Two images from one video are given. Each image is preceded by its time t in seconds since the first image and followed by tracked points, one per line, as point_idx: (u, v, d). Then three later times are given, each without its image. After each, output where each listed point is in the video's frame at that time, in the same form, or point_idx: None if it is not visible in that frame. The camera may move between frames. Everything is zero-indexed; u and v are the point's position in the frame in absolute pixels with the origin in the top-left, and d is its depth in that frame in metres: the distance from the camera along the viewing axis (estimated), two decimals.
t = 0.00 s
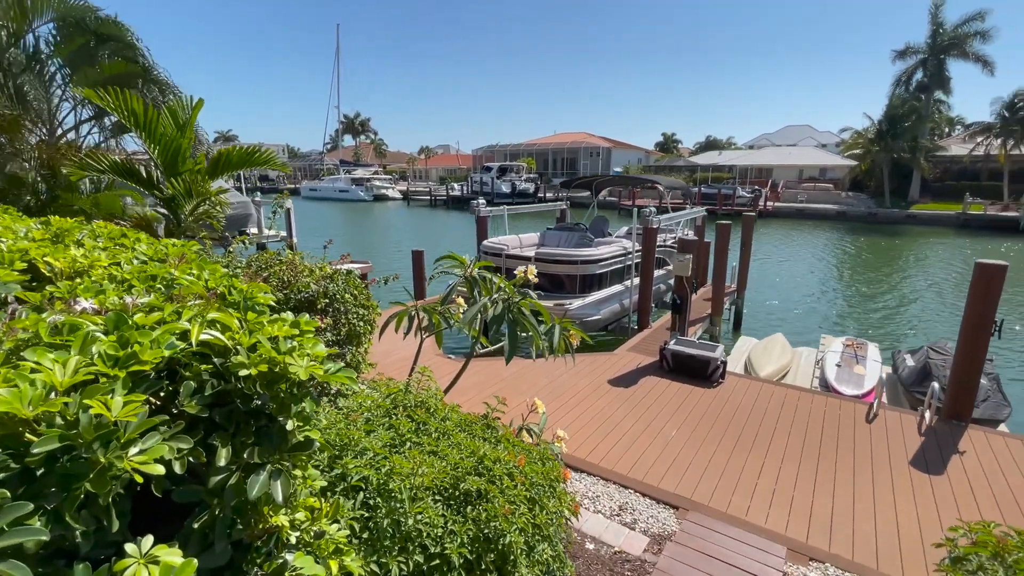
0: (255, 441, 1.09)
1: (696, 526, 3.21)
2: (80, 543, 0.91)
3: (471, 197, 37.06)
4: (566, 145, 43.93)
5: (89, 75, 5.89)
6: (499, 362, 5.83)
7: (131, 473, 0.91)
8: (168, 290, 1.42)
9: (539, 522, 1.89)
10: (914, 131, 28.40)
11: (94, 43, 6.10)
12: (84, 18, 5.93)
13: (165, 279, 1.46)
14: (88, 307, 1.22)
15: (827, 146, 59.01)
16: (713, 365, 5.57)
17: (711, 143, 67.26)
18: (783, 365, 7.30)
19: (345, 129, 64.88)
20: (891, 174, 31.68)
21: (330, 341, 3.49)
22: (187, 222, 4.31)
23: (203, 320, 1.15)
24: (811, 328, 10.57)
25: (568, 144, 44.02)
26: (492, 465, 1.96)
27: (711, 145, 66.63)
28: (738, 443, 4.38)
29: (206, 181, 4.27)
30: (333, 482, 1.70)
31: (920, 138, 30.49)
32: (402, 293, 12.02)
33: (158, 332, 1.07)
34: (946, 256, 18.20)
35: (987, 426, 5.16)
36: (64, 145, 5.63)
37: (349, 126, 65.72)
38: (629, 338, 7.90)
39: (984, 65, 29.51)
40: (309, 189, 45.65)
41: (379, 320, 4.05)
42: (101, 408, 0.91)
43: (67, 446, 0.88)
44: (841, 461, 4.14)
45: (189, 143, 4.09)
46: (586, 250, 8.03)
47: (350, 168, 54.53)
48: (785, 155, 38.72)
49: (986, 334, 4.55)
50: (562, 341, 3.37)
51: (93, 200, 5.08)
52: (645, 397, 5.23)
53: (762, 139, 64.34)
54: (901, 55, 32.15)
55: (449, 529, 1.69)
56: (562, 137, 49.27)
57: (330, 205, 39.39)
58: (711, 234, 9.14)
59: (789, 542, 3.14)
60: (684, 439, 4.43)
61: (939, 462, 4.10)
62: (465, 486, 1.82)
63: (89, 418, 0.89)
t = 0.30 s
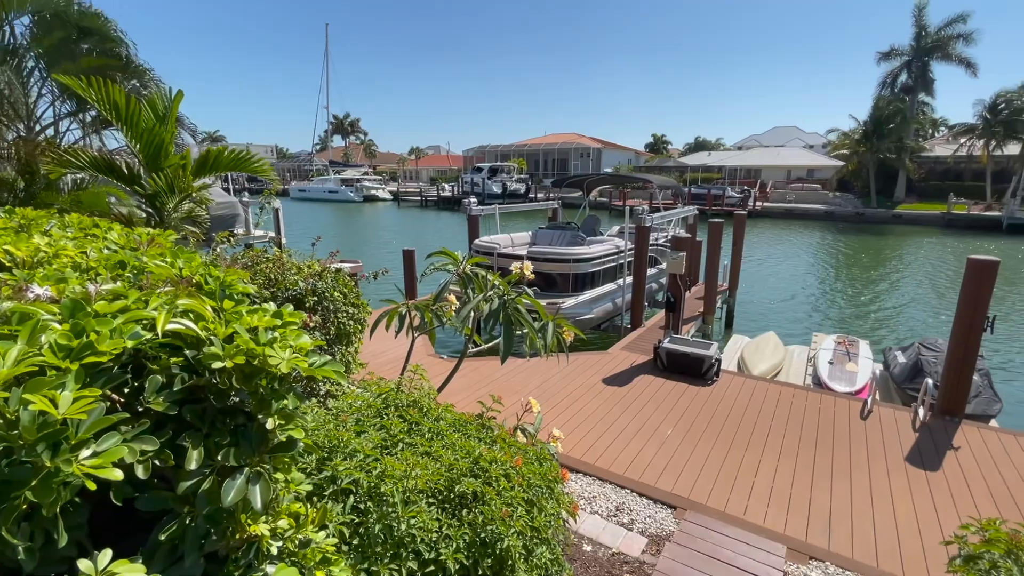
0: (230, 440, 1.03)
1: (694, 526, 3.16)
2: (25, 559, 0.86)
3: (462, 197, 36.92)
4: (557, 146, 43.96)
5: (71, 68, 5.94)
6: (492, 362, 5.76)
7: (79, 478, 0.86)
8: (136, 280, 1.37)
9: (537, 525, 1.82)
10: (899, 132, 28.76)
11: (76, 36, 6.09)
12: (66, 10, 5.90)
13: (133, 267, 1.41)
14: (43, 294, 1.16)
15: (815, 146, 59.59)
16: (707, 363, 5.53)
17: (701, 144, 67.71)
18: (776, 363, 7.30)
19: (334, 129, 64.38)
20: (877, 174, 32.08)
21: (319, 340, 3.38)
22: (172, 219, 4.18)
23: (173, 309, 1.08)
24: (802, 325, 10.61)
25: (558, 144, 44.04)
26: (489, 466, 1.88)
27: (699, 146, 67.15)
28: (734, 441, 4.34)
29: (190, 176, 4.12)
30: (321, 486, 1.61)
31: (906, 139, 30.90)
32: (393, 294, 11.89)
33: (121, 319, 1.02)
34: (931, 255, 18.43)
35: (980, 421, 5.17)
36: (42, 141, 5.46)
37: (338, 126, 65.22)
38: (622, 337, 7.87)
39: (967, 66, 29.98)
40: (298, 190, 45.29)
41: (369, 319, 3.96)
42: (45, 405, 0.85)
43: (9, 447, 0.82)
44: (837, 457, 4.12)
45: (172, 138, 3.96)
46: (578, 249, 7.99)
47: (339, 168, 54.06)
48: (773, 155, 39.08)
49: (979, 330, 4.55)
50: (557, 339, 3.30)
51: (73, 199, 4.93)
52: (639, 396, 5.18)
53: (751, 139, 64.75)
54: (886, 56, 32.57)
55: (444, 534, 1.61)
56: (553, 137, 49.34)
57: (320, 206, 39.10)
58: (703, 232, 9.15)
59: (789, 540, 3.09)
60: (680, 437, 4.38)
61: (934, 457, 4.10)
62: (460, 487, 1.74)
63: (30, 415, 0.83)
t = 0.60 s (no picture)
0: (191, 447, 1.06)
1: (691, 526, 3.09)
2: None
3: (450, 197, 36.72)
4: (545, 146, 43.96)
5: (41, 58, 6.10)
6: (482, 361, 5.66)
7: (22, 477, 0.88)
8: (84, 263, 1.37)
9: (534, 531, 1.71)
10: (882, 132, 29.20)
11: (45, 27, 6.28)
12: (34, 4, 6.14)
13: (82, 250, 1.42)
14: None
15: (798, 147, 60.36)
16: (700, 361, 5.48)
17: (687, 145, 68.27)
18: (766, 360, 7.29)
19: (320, 130, 63.71)
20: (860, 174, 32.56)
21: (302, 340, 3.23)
22: (148, 214, 4.00)
23: (118, 291, 1.10)
24: (791, 323, 10.64)
25: (546, 145, 44.04)
26: (482, 468, 1.77)
27: (686, 147, 67.62)
28: (727, 438, 4.29)
29: (167, 171, 3.95)
30: (302, 493, 1.51)
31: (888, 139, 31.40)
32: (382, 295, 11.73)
33: (97, 318, 1.05)
34: (914, 253, 18.71)
35: (970, 416, 5.18)
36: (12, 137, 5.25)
37: (324, 126, 64.56)
38: (613, 335, 7.83)
39: (946, 68, 30.53)
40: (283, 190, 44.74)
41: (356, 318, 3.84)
42: None
43: None
44: (831, 453, 4.09)
45: (147, 130, 3.79)
46: (569, 246, 7.94)
47: (326, 168, 53.47)
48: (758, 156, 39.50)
49: (970, 324, 4.55)
50: (550, 337, 3.21)
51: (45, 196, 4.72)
52: (631, 394, 5.12)
53: (736, 140, 65.30)
54: (868, 58, 33.07)
55: (436, 542, 1.51)
56: (541, 137, 49.37)
57: (306, 206, 38.65)
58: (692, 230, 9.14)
59: (789, 540, 3.03)
60: (674, 436, 4.31)
61: (927, 452, 4.08)
62: (452, 492, 1.63)
63: None
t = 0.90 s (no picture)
0: (106, 476, 1.02)
1: (683, 528, 3.03)
2: None
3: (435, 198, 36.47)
4: (530, 147, 43.95)
5: None
6: (469, 363, 5.56)
7: None
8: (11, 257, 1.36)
9: (525, 542, 1.61)
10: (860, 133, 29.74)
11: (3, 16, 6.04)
12: None
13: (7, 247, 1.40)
14: None
15: (779, 148, 61.33)
16: (688, 360, 5.44)
17: (671, 146, 68.86)
18: (753, 358, 7.29)
19: (303, 130, 62.89)
20: (839, 174, 33.15)
21: (279, 342, 3.09)
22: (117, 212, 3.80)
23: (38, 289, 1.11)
24: (776, 322, 10.71)
25: (532, 145, 44.04)
26: (469, 477, 1.67)
27: (669, 148, 68.38)
28: (718, 437, 4.24)
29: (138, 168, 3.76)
30: (273, 510, 1.39)
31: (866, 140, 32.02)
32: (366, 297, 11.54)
33: None
34: (892, 251, 19.07)
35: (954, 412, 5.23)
36: None
37: (307, 126, 63.70)
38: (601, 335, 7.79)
39: (921, 71, 31.22)
40: (265, 191, 44.02)
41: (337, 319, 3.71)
42: None
43: None
44: (821, 450, 4.06)
45: (115, 123, 3.59)
46: (555, 245, 7.87)
47: (308, 169, 52.70)
48: (741, 156, 39.98)
49: (955, 320, 4.56)
50: (538, 336, 3.11)
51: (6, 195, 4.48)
52: (620, 394, 5.06)
53: (719, 142, 66.13)
54: (846, 61, 33.67)
55: (420, 559, 1.40)
56: (526, 137, 49.33)
57: (288, 208, 38.08)
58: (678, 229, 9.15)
59: (783, 541, 2.98)
60: (665, 436, 4.24)
61: (916, 448, 4.07)
62: (437, 504, 1.52)
63: None
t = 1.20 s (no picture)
0: None
1: (669, 533, 2.98)
2: None
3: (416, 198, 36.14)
4: (511, 147, 43.88)
5: None
6: (450, 366, 5.46)
7: None
8: None
9: (508, 558, 1.53)
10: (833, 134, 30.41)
11: None
12: None
13: None
14: None
15: (754, 148, 62.60)
16: (671, 360, 5.42)
17: (650, 147, 69.50)
18: (735, 356, 7.34)
19: (280, 129, 61.73)
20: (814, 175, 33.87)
21: (249, 349, 2.96)
22: (75, 210, 3.63)
23: None
24: (755, 320, 10.84)
25: (512, 146, 43.98)
26: (448, 490, 1.58)
27: (648, 149, 69.06)
28: (701, 438, 4.22)
29: (97, 164, 3.58)
30: (234, 535, 1.28)
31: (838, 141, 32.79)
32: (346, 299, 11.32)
33: None
34: (865, 249, 19.54)
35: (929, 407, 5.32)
36: None
37: (284, 126, 62.54)
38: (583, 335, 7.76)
39: (890, 74, 32.09)
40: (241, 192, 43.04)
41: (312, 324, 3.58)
42: None
43: None
44: (803, 449, 4.07)
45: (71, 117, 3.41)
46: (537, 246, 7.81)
47: (285, 169, 51.69)
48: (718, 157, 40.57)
49: (931, 317, 4.63)
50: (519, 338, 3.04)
51: None
52: (603, 396, 5.01)
53: (697, 142, 67.00)
54: (819, 64, 34.42)
55: None
56: (507, 138, 49.27)
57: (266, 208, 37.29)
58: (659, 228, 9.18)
59: (769, 543, 2.95)
60: (649, 438, 4.20)
61: (895, 445, 4.11)
62: (413, 522, 1.43)
63: None
